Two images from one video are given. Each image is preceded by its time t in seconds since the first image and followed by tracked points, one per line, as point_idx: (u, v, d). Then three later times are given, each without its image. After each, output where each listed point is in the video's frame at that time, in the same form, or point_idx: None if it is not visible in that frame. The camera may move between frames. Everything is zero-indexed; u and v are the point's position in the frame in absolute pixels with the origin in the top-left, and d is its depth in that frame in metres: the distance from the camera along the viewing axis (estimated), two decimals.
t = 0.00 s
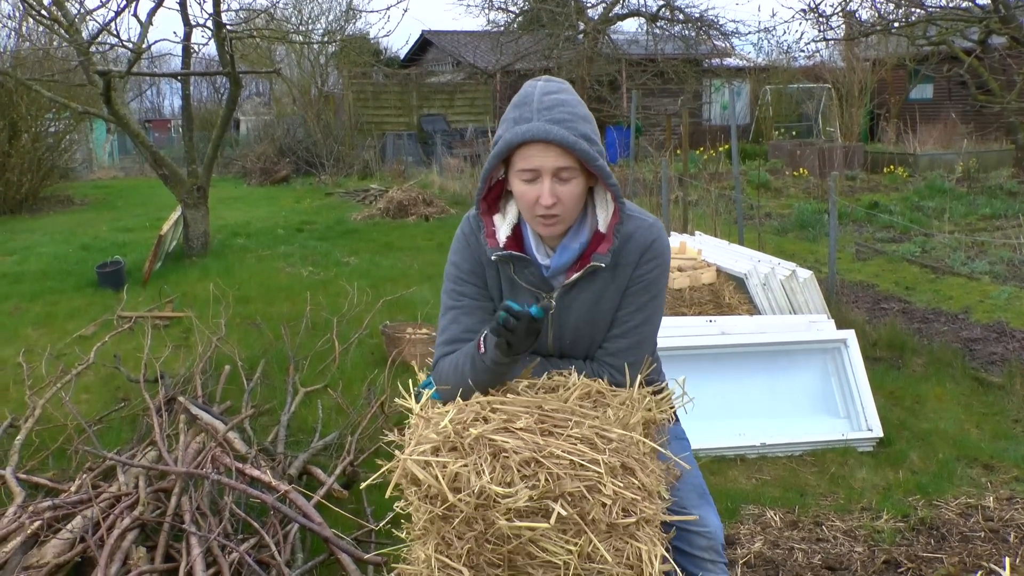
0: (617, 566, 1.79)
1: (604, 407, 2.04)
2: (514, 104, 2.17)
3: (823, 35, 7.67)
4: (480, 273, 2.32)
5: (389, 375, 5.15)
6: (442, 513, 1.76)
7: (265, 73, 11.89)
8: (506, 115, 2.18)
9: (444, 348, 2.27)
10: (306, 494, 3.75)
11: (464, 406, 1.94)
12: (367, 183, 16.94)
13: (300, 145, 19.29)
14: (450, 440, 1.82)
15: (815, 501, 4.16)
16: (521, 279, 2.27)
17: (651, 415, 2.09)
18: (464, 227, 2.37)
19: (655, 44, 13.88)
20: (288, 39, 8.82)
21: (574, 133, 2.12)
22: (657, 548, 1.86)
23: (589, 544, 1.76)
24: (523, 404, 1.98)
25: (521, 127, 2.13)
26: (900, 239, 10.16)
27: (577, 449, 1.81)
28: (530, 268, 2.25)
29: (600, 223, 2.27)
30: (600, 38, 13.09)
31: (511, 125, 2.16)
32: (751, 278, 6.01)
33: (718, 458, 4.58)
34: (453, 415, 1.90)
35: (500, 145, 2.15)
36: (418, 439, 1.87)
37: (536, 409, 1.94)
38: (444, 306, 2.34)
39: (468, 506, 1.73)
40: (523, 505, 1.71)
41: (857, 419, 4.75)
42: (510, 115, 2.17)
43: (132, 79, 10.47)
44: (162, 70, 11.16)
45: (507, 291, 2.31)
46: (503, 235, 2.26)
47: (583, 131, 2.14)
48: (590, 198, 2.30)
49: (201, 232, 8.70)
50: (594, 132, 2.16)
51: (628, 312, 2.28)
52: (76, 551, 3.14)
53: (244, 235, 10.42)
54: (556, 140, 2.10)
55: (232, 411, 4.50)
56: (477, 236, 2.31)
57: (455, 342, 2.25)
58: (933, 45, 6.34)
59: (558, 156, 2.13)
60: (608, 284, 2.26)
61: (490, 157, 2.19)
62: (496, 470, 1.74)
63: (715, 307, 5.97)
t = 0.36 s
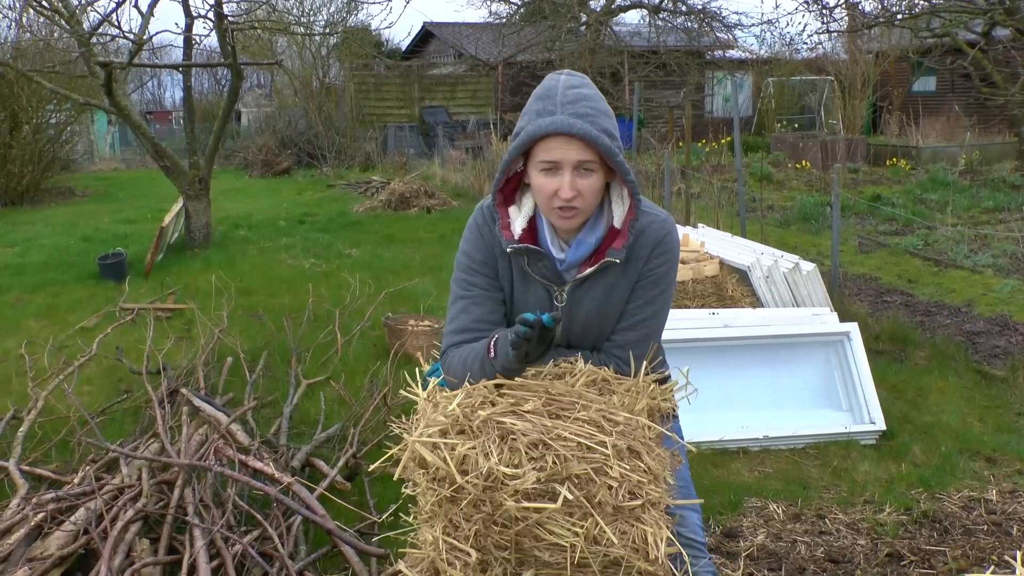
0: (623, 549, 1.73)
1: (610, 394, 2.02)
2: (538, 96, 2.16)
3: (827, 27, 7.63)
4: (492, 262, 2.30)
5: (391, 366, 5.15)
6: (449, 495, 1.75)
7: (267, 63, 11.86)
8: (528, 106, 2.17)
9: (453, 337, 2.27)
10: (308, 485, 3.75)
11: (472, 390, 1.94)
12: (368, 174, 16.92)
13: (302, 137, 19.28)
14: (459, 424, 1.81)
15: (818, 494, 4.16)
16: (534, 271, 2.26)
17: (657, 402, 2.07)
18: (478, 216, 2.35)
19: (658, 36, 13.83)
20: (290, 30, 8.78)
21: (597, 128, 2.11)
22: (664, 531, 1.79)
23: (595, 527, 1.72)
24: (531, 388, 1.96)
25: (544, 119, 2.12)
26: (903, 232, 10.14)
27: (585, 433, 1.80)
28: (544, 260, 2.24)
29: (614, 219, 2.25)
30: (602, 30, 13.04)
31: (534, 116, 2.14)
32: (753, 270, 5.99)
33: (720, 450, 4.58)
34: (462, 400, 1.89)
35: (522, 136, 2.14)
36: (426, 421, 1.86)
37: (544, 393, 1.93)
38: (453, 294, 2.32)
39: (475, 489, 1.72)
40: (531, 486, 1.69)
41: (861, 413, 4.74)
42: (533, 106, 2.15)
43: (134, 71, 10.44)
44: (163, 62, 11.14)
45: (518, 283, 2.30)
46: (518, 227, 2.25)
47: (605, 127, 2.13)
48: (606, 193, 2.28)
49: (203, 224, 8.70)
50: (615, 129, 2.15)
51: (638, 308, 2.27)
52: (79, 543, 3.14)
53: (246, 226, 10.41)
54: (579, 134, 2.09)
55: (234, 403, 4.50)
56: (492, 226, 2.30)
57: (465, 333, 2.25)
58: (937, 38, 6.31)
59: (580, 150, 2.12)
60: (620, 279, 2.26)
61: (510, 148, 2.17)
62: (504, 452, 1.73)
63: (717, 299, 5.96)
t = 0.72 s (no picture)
0: (610, 529, 1.74)
1: (597, 377, 2.02)
2: (536, 91, 2.14)
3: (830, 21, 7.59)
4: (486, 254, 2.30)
5: (390, 359, 5.15)
6: (438, 477, 1.75)
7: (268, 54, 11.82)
8: (525, 101, 2.15)
9: (445, 328, 2.27)
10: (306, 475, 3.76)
11: (460, 375, 1.93)
12: (370, 166, 16.90)
13: (303, 128, 19.26)
14: (446, 408, 1.81)
15: (817, 488, 4.16)
16: (526, 263, 2.25)
17: (643, 387, 2.05)
18: (472, 208, 2.33)
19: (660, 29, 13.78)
20: (291, 22, 8.75)
21: (594, 125, 2.11)
22: (650, 511, 1.80)
23: (583, 507, 1.72)
24: (518, 372, 1.96)
25: (541, 114, 2.10)
26: (904, 227, 10.12)
27: (571, 414, 1.80)
28: (536, 252, 2.23)
29: (607, 213, 2.24)
30: (605, 23, 13.00)
31: (532, 110, 2.13)
32: (754, 264, 5.98)
33: (719, 444, 4.59)
34: (450, 384, 1.89)
35: (520, 130, 2.12)
36: (414, 405, 1.86)
37: (531, 376, 1.93)
38: (445, 287, 2.32)
39: (463, 471, 1.71)
40: (518, 467, 1.69)
41: (860, 407, 4.74)
42: (531, 101, 2.14)
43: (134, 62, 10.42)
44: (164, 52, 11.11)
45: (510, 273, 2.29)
46: (511, 218, 2.24)
47: (601, 124, 2.13)
48: (599, 187, 2.28)
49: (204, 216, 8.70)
50: (611, 126, 2.15)
51: (628, 300, 2.27)
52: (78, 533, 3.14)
53: (246, 218, 10.41)
54: (576, 130, 2.08)
55: (234, 395, 4.50)
56: (486, 217, 2.28)
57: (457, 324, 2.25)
58: (940, 32, 6.28)
59: (575, 146, 2.11)
60: (611, 272, 2.26)
61: (507, 141, 2.15)
62: (490, 434, 1.73)
63: (718, 294, 5.96)
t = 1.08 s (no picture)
0: (609, 529, 1.74)
1: (596, 375, 2.00)
2: (497, 84, 2.11)
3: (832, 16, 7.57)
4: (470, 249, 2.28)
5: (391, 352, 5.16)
6: (437, 476, 1.75)
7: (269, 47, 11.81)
8: (488, 95, 2.13)
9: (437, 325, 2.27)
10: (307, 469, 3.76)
11: (458, 372, 1.93)
12: (371, 160, 16.89)
13: (304, 121, 19.26)
14: (444, 406, 1.80)
15: (817, 483, 4.17)
16: (509, 254, 2.22)
17: (642, 384, 2.04)
18: (454, 207, 2.32)
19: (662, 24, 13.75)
20: (293, 15, 8.73)
21: (558, 109, 2.07)
22: (650, 511, 1.80)
23: (581, 507, 1.72)
24: (517, 370, 1.94)
25: (503, 105, 2.08)
26: (906, 222, 10.11)
27: (571, 413, 1.78)
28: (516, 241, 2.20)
29: (586, 193, 2.21)
30: (606, 17, 12.97)
31: (495, 104, 2.10)
32: (755, 259, 5.97)
33: (718, 438, 4.60)
34: (449, 381, 1.88)
35: (485, 127, 2.10)
36: (413, 402, 1.86)
37: (531, 373, 1.91)
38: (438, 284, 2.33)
39: (461, 471, 1.71)
40: (516, 468, 1.68)
41: (861, 402, 4.74)
42: (494, 95, 2.12)
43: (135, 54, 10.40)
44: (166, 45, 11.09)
45: (498, 266, 2.26)
46: (489, 211, 2.22)
47: (566, 107, 2.09)
48: (576, 168, 2.24)
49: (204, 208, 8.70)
50: (577, 106, 2.11)
51: (617, 277, 2.23)
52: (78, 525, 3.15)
53: (247, 210, 10.41)
54: (541, 117, 2.05)
55: (234, 387, 4.51)
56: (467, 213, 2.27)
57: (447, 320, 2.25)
58: (943, 28, 6.26)
59: (541, 131, 2.08)
60: (595, 252, 2.22)
61: (476, 138, 2.14)
62: (489, 433, 1.72)
63: (719, 288, 5.95)
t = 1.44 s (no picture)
0: (606, 524, 1.74)
1: (593, 369, 2.00)
2: (493, 70, 2.12)
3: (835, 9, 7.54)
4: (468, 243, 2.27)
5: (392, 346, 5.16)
6: (432, 474, 1.75)
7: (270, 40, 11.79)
8: (484, 81, 2.14)
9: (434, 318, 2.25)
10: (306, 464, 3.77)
11: (453, 369, 1.92)
12: (372, 154, 16.87)
13: (304, 115, 19.26)
14: (440, 403, 1.80)
15: (817, 477, 4.17)
16: (507, 246, 2.21)
17: (640, 377, 2.04)
18: (452, 201, 2.32)
19: (665, 18, 13.72)
20: (294, 8, 8.70)
21: (553, 91, 2.07)
22: (647, 506, 1.79)
23: (579, 503, 1.72)
24: (512, 364, 1.94)
25: (498, 87, 2.08)
26: (908, 217, 10.10)
27: (567, 409, 1.78)
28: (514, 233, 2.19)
29: (582, 184, 2.20)
30: (608, 11, 12.93)
31: (491, 87, 2.11)
32: (756, 254, 5.97)
33: (719, 432, 4.60)
34: (445, 379, 1.89)
35: (480, 108, 2.11)
36: (409, 400, 1.86)
37: (526, 369, 1.91)
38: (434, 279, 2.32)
39: (457, 467, 1.71)
40: (512, 464, 1.68)
41: (862, 396, 4.74)
42: (490, 79, 2.13)
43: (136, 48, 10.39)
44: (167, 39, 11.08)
45: (495, 260, 2.25)
46: (488, 202, 2.21)
47: (561, 91, 2.09)
48: (572, 160, 2.24)
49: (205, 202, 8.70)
50: (572, 91, 2.12)
51: (615, 270, 2.22)
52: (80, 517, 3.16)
53: (248, 204, 10.40)
54: (536, 100, 2.05)
55: (235, 380, 4.51)
56: (464, 206, 2.27)
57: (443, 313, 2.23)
58: (946, 22, 6.23)
59: (536, 114, 2.08)
60: (594, 245, 2.21)
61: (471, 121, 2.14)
62: (484, 431, 1.72)
63: (720, 282, 5.95)
